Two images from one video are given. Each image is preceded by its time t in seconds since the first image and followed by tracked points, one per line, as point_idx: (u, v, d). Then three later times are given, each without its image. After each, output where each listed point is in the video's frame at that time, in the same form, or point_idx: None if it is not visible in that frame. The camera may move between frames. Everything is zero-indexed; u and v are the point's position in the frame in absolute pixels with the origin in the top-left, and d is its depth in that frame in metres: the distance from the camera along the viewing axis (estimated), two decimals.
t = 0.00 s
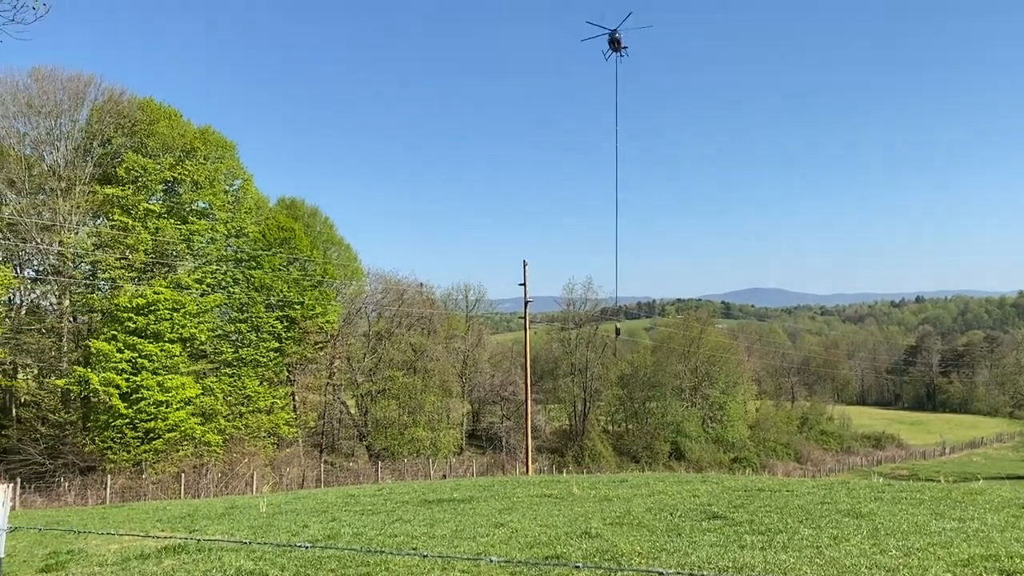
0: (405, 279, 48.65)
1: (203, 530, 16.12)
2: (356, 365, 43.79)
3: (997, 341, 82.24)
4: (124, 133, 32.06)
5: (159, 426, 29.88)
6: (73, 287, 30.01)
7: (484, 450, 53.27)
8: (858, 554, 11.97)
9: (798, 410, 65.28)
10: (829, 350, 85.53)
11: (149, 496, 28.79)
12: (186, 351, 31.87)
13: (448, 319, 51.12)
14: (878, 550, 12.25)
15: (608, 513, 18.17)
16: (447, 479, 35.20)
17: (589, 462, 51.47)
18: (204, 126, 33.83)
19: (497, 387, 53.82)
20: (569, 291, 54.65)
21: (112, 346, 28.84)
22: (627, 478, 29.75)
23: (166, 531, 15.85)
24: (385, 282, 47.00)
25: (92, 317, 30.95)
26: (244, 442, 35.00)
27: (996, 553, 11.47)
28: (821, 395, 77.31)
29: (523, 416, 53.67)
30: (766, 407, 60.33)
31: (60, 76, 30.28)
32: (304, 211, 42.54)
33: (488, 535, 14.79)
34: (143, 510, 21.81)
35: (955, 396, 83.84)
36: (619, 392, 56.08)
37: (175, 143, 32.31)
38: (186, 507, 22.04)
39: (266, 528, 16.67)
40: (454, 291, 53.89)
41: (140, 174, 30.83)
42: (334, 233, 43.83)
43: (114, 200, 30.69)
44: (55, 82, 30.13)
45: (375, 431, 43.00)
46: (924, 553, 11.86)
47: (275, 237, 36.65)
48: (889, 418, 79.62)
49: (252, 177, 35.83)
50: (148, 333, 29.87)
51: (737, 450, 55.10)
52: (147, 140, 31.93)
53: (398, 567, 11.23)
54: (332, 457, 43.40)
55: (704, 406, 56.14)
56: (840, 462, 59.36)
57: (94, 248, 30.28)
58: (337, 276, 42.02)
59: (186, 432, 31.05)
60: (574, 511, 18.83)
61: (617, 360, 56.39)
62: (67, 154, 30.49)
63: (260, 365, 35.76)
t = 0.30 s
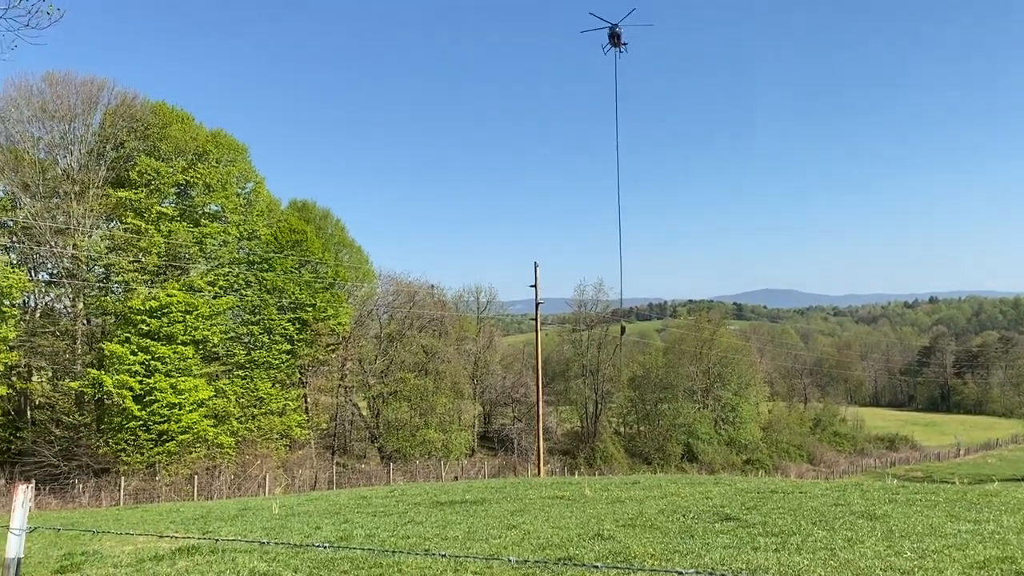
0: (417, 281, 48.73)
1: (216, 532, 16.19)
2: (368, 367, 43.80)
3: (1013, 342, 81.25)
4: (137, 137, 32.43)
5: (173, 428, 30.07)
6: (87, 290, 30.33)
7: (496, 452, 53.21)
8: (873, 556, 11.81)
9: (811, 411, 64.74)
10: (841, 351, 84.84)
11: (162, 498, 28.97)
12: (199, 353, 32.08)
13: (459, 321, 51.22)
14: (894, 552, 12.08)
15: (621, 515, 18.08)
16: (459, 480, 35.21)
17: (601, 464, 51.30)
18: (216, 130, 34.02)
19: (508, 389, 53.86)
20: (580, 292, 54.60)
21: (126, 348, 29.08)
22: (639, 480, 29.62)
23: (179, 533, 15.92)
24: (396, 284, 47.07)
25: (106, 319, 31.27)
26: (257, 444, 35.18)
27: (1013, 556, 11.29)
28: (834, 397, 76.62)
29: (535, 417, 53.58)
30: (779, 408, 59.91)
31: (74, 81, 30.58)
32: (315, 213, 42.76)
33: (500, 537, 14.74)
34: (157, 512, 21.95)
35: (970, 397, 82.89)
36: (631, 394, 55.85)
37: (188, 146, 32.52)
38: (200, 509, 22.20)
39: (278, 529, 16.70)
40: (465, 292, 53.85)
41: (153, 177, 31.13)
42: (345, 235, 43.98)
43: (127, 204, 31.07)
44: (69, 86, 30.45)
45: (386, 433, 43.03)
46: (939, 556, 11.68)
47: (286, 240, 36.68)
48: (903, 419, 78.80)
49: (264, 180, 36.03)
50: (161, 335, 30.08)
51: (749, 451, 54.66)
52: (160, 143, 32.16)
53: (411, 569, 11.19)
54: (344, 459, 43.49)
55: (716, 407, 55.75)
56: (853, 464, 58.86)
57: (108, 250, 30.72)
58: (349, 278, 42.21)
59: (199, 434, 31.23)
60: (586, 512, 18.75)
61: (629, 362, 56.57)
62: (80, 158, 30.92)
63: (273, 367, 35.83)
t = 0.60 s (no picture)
0: (429, 282, 48.90)
1: (231, 532, 16.31)
2: (380, 368, 43.90)
3: None
4: (151, 139, 32.88)
5: (187, 429, 30.31)
6: (103, 292, 30.68)
7: (508, 453, 53.17)
8: (888, 558, 11.67)
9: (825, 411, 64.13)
10: (855, 352, 84.06)
11: (177, 499, 29.16)
12: (213, 354, 32.31)
13: (472, 322, 51.32)
14: (909, 554, 11.93)
15: (634, 516, 17.98)
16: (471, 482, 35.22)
17: (614, 465, 51.13)
18: (230, 132, 34.27)
19: (521, 391, 53.82)
20: (593, 293, 54.64)
21: (141, 350, 29.36)
22: (653, 481, 29.47)
23: (194, 533, 16.03)
24: (409, 285, 47.21)
25: (121, 321, 31.30)
26: (271, 445, 35.44)
27: None
28: (849, 397, 75.92)
29: (548, 418, 53.48)
30: (793, 409, 59.45)
31: (89, 84, 30.95)
32: (329, 215, 42.95)
33: (514, 538, 14.71)
34: (172, 512, 22.07)
35: (986, 398, 81.86)
36: (644, 395, 55.63)
37: (202, 148, 32.79)
38: (215, 510, 22.38)
39: (293, 530, 16.78)
40: (477, 293, 53.94)
41: (168, 180, 31.47)
42: (358, 237, 44.19)
43: (142, 206, 31.45)
44: (84, 90, 30.78)
45: (399, 434, 43.08)
46: (956, 557, 11.53)
47: (300, 242, 36.68)
48: (919, 420, 77.91)
49: (277, 182, 36.25)
50: (175, 337, 30.35)
51: (763, 452, 54.24)
52: (175, 146, 32.44)
53: (425, 570, 11.19)
54: (357, 460, 43.59)
55: (729, 408, 55.32)
56: (868, 465, 58.29)
57: (122, 253, 31.06)
58: (362, 280, 42.38)
59: (213, 435, 31.41)
60: (600, 514, 18.65)
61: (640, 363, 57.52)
62: (95, 161, 31.34)
63: (286, 368, 36.00)
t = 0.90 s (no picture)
0: (443, 282, 49.02)
1: (248, 532, 16.44)
2: (395, 368, 44.05)
3: None
4: (167, 141, 33.24)
5: (203, 429, 30.54)
6: (119, 293, 30.93)
7: (523, 453, 53.04)
8: (906, 559, 11.50)
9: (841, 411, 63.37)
10: (872, 352, 83.11)
11: (193, 498, 29.39)
12: (228, 354, 32.56)
13: (486, 322, 51.35)
14: (927, 555, 11.75)
15: (648, 516, 17.86)
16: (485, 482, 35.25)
17: (629, 465, 50.84)
18: (245, 134, 34.58)
19: (535, 390, 53.78)
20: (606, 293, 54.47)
21: (157, 350, 29.68)
22: (668, 482, 29.34)
23: (211, 533, 16.16)
24: (423, 285, 47.31)
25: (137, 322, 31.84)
26: (286, 445, 35.62)
27: None
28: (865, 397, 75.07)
29: (562, 418, 53.37)
30: (809, 409, 58.88)
31: (106, 86, 31.27)
32: (343, 216, 43.14)
33: (529, 538, 14.67)
34: (188, 512, 22.24)
35: (1005, 398, 79.49)
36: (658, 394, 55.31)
37: (217, 149, 33.10)
38: (231, 509, 22.50)
39: (308, 529, 16.88)
40: (491, 294, 53.99)
41: (183, 181, 31.76)
42: (372, 237, 44.32)
43: (159, 207, 31.73)
44: (100, 92, 31.15)
45: (414, 434, 43.19)
46: (974, 558, 11.35)
47: (314, 242, 36.75)
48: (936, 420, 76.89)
49: (291, 183, 36.49)
50: (191, 337, 30.60)
51: (779, 452, 53.82)
52: (190, 147, 32.78)
53: (440, 569, 11.18)
54: (371, 460, 43.66)
55: (744, 407, 54.72)
56: (885, 466, 57.68)
57: (139, 254, 31.53)
58: (376, 280, 42.51)
59: (229, 435, 31.67)
60: (614, 514, 18.56)
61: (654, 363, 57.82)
62: (112, 162, 31.71)
63: (301, 368, 36.21)
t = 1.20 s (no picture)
0: (459, 281, 49.09)
1: (266, 529, 16.62)
2: (411, 366, 44.19)
3: None
4: (184, 141, 33.67)
5: (221, 427, 30.83)
6: (138, 291, 31.53)
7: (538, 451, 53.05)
8: (925, 558, 11.31)
9: (859, 409, 62.64)
10: (890, 350, 82.03)
11: (211, 495, 29.75)
12: (246, 352, 32.88)
13: (502, 320, 51.32)
14: (947, 554, 11.55)
15: (665, 514, 17.76)
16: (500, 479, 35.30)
17: (645, 464, 50.62)
18: (262, 133, 34.84)
19: (550, 388, 53.82)
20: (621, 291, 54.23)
21: (175, 348, 30.05)
22: (683, 479, 29.20)
23: (231, 529, 16.35)
24: (438, 284, 47.40)
25: (155, 320, 32.31)
26: (303, 442, 35.75)
27: None
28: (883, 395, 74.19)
29: (577, 417, 53.29)
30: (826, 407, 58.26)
31: (124, 87, 31.68)
32: (359, 214, 43.35)
33: (545, 536, 14.67)
34: (207, 508, 22.44)
35: None
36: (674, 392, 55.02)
37: (234, 149, 33.44)
38: (248, 507, 22.70)
39: (325, 527, 17.01)
40: (506, 292, 54.02)
41: (201, 181, 32.13)
42: (388, 236, 44.48)
43: (176, 206, 32.15)
44: (119, 93, 31.61)
45: (430, 431, 43.34)
46: (995, 558, 11.14)
47: (331, 240, 37.14)
48: (955, 418, 75.81)
49: (308, 182, 36.68)
50: (209, 336, 30.90)
51: (796, 451, 53.41)
52: (207, 147, 33.23)
53: (457, 566, 11.20)
54: (388, 457, 43.84)
55: (761, 406, 54.34)
56: (903, 464, 57.06)
57: (157, 253, 31.87)
58: (392, 279, 42.66)
59: (246, 432, 31.93)
60: (631, 512, 18.46)
61: (671, 361, 56.03)
62: (130, 162, 32.16)
63: (318, 366, 36.51)
